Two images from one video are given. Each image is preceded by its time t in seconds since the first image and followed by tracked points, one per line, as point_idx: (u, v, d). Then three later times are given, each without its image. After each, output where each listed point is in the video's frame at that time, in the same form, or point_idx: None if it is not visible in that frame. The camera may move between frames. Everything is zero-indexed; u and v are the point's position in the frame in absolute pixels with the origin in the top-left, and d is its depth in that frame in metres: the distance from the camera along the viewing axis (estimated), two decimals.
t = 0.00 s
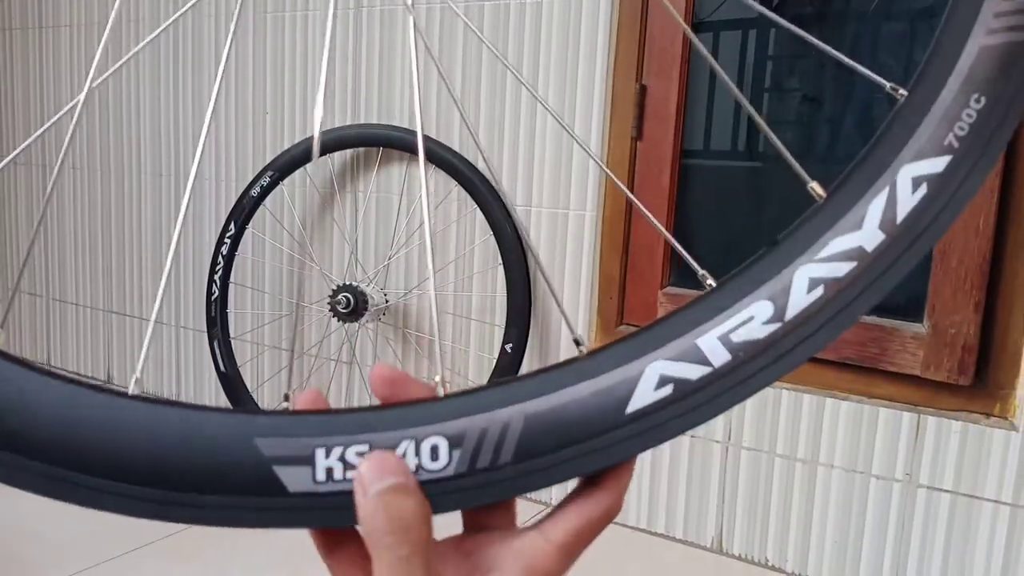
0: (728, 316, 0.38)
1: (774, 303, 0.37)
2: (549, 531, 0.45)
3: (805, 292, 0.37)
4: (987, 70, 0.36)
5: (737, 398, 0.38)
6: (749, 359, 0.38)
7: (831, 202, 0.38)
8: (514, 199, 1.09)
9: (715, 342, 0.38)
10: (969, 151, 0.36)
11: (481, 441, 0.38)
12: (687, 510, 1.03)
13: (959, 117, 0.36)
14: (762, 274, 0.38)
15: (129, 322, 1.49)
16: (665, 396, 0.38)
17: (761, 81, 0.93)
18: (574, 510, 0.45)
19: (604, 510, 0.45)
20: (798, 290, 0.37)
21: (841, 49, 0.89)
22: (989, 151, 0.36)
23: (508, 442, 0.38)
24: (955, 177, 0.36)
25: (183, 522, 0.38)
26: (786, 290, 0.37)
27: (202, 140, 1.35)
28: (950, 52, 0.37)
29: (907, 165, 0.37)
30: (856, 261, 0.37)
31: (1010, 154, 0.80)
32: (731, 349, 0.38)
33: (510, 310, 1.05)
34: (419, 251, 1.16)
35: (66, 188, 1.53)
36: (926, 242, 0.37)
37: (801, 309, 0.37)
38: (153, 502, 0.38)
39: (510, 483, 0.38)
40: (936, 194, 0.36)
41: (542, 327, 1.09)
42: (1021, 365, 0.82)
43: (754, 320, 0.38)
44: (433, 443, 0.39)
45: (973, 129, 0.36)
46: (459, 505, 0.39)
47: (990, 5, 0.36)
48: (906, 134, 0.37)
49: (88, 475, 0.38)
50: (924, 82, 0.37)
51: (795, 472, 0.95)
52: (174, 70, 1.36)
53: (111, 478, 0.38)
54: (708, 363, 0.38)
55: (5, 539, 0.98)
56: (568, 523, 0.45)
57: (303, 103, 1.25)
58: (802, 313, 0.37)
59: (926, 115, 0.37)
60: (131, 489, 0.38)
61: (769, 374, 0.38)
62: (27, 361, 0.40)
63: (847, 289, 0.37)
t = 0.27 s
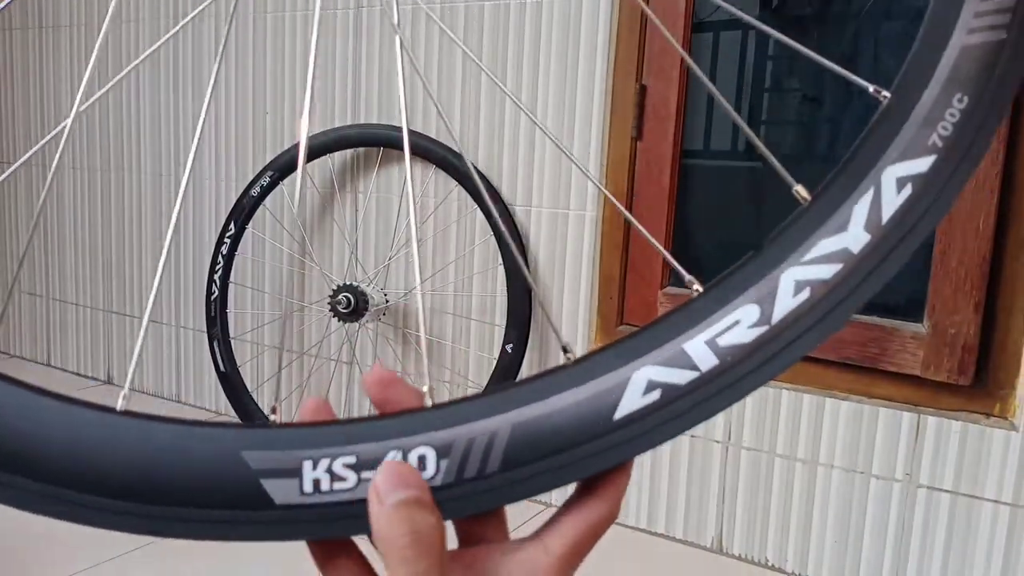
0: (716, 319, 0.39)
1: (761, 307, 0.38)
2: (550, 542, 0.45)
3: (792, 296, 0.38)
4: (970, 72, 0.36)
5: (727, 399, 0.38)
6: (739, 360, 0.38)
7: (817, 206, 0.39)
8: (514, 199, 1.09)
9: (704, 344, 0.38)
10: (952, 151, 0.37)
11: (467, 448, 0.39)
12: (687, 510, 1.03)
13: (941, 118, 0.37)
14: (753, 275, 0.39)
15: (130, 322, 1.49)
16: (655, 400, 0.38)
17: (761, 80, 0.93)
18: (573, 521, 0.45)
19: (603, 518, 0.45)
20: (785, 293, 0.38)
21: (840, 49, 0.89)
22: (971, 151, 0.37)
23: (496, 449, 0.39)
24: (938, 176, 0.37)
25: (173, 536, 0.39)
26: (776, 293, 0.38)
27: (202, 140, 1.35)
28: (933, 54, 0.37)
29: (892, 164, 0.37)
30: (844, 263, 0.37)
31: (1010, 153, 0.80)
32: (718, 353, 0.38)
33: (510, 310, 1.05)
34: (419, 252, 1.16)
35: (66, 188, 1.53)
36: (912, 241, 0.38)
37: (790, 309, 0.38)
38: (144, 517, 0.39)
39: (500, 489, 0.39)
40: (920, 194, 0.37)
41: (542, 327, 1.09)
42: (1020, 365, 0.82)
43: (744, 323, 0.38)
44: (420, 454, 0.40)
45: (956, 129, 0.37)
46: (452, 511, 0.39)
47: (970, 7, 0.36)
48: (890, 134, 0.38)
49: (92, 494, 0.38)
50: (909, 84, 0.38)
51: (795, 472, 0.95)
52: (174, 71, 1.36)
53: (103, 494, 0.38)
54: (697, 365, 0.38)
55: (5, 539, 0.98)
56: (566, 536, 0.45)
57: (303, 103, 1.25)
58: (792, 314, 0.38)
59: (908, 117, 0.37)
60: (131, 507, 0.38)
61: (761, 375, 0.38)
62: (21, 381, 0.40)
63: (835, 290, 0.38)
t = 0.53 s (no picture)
0: (639, 355, 0.39)
1: (684, 344, 0.38)
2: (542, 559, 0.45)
3: (714, 333, 0.38)
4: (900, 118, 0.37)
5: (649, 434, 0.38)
6: (661, 395, 0.38)
7: (748, 242, 0.39)
8: (514, 199, 1.09)
9: (627, 380, 0.38)
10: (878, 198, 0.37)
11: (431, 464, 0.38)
12: (687, 510, 1.02)
13: (873, 161, 0.37)
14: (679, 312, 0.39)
15: (130, 322, 1.49)
16: (576, 432, 0.38)
17: (761, 81, 0.93)
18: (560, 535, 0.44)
19: (586, 521, 0.45)
20: (707, 331, 0.38)
21: (840, 49, 0.89)
22: (897, 200, 0.38)
23: (421, 475, 0.38)
24: (863, 222, 0.38)
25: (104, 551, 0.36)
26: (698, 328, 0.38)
27: (203, 140, 1.35)
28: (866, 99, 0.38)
29: (820, 207, 0.38)
30: (767, 301, 0.38)
31: (1010, 153, 0.80)
32: (640, 388, 0.38)
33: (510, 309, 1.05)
34: (419, 252, 1.17)
35: (66, 188, 1.53)
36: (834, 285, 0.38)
37: (710, 346, 0.38)
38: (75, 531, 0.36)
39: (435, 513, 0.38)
40: (848, 235, 0.38)
41: (541, 327, 1.09)
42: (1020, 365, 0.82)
43: (667, 358, 0.38)
44: (347, 476, 0.38)
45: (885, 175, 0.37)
46: (393, 534, 0.38)
47: (905, 57, 0.37)
48: (823, 177, 0.38)
49: (67, 513, 0.36)
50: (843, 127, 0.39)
51: (796, 472, 0.95)
52: (174, 71, 1.36)
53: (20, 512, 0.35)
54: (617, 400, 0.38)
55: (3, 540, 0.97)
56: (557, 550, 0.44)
57: (303, 103, 1.25)
58: (711, 351, 0.38)
59: (841, 161, 0.38)
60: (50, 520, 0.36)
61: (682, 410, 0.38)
62: None
63: (756, 328, 0.38)
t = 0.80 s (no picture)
0: (543, 391, 0.35)
1: (593, 370, 0.34)
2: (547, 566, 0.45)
3: (623, 361, 0.33)
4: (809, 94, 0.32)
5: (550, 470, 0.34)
6: (569, 429, 0.34)
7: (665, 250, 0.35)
8: (514, 199, 1.09)
9: (534, 418, 0.35)
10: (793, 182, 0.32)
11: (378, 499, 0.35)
12: (687, 510, 1.02)
13: (786, 144, 0.32)
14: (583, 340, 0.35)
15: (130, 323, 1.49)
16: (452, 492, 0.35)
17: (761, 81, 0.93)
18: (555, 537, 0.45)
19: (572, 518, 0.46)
20: (616, 356, 0.33)
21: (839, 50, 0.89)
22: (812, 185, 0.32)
23: (331, 530, 0.35)
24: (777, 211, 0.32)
25: None
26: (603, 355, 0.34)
27: (203, 140, 1.35)
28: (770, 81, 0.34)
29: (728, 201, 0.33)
30: (679, 316, 0.33)
31: (1011, 153, 0.80)
32: (546, 424, 0.34)
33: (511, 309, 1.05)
34: (419, 251, 1.17)
35: (66, 188, 1.54)
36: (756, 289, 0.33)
37: (613, 372, 0.33)
38: None
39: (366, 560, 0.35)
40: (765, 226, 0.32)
41: (541, 327, 1.09)
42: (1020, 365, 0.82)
43: (569, 390, 0.34)
44: (281, 533, 0.35)
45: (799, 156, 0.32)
46: None
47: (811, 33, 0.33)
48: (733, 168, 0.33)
49: None
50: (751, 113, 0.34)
51: (796, 472, 0.95)
52: (174, 70, 1.36)
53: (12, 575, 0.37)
54: (525, 438, 0.35)
55: None
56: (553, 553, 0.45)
57: (304, 103, 1.25)
58: (616, 377, 0.33)
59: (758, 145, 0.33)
60: None
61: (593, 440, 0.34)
62: None
63: (670, 349, 0.33)
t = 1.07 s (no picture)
0: (547, 368, 0.39)
1: (605, 349, 0.38)
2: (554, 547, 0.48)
3: (632, 338, 0.38)
4: (775, 97, 0.37)
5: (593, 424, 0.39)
6: (590, 393, 0.39)
7: (649, 237, 0.39)
8: (514, 199, 1.09)
9: (543, 392, 0.39)
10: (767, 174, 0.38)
11: (433, 461, 0.40)
12: (687, 510, 1.02)
13: (761, 141, 0.37)
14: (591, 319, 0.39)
15: (130, 323, 1.49)
16: (513, 446, 0.39)
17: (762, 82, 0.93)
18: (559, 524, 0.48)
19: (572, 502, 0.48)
20: (625, 335, 0.38)
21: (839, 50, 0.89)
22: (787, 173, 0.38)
23: (374, 501, 0.40)
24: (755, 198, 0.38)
25: None
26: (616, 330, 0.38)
27: (203, 140, 1.35)
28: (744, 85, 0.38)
29: (717, 193, 0.38)
30: (682, 290, 0.38)
31: (1011, 153, 0.80)
32: (563, 396, 0.39)
33: (511, 309, 1.05)
34: (419, 251, 1.17)
35: (67, 189, 1.54)
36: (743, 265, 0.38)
37: (631, 341, 0.38)
38: None
39: (443, 511, 0.40)
40: (747, 213, 0.38)
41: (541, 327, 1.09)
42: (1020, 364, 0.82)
43: (589, 360, 0.38)
44: (377, 494, 0.40)
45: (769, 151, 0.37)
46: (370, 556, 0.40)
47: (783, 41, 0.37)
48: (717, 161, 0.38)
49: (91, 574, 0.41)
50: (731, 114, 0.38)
51: (796, 472, 0.95)
52: (174, 71, 1.36)
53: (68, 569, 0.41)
54: (552, 403, 0.39)
55: None
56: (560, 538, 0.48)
57: (304, 103, 1.25)
58: (631, 345, 0.38)
59: (729, 141, 0.38)
60: None
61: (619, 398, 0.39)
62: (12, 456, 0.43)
63: (677, 320, 0.38)
